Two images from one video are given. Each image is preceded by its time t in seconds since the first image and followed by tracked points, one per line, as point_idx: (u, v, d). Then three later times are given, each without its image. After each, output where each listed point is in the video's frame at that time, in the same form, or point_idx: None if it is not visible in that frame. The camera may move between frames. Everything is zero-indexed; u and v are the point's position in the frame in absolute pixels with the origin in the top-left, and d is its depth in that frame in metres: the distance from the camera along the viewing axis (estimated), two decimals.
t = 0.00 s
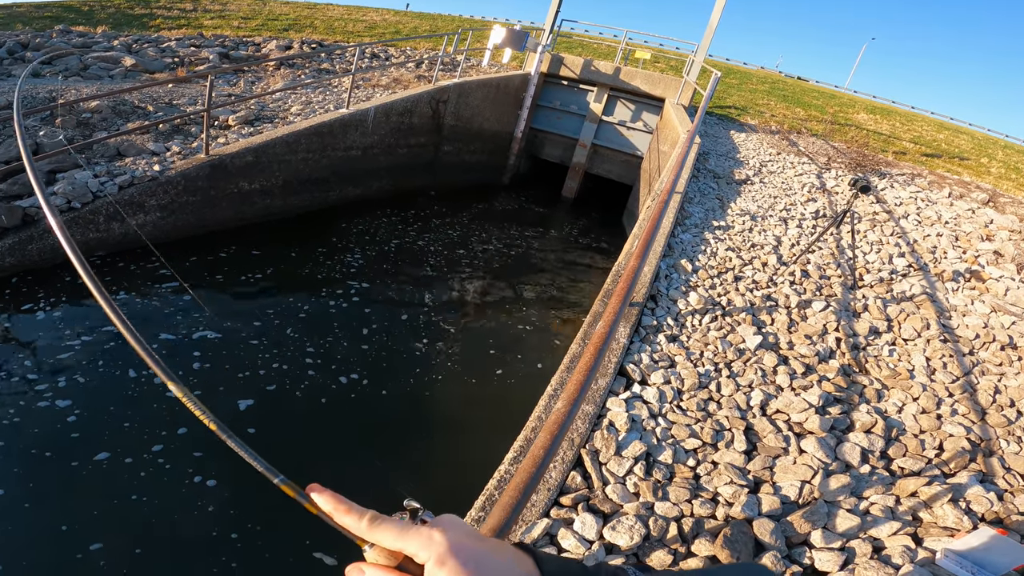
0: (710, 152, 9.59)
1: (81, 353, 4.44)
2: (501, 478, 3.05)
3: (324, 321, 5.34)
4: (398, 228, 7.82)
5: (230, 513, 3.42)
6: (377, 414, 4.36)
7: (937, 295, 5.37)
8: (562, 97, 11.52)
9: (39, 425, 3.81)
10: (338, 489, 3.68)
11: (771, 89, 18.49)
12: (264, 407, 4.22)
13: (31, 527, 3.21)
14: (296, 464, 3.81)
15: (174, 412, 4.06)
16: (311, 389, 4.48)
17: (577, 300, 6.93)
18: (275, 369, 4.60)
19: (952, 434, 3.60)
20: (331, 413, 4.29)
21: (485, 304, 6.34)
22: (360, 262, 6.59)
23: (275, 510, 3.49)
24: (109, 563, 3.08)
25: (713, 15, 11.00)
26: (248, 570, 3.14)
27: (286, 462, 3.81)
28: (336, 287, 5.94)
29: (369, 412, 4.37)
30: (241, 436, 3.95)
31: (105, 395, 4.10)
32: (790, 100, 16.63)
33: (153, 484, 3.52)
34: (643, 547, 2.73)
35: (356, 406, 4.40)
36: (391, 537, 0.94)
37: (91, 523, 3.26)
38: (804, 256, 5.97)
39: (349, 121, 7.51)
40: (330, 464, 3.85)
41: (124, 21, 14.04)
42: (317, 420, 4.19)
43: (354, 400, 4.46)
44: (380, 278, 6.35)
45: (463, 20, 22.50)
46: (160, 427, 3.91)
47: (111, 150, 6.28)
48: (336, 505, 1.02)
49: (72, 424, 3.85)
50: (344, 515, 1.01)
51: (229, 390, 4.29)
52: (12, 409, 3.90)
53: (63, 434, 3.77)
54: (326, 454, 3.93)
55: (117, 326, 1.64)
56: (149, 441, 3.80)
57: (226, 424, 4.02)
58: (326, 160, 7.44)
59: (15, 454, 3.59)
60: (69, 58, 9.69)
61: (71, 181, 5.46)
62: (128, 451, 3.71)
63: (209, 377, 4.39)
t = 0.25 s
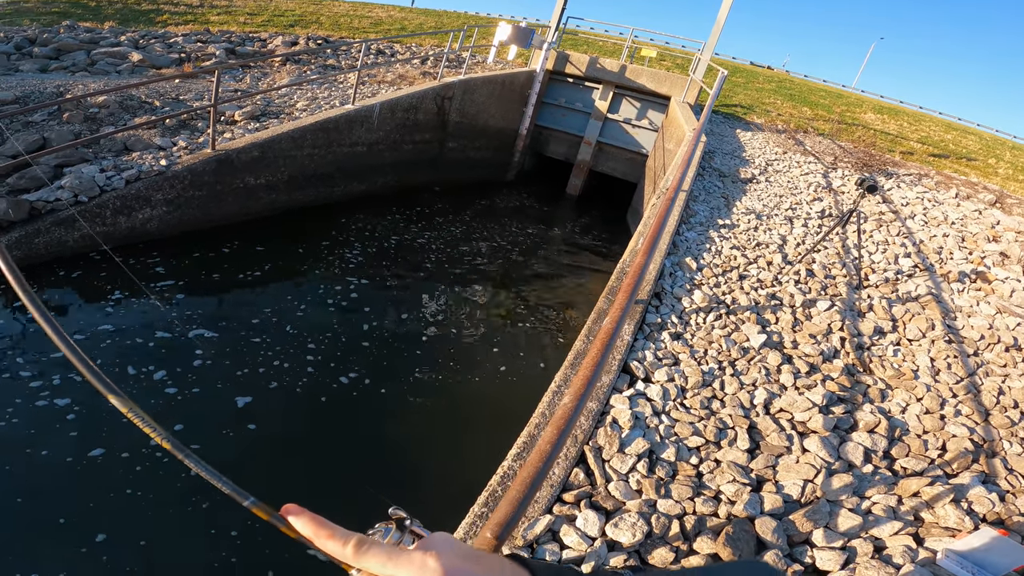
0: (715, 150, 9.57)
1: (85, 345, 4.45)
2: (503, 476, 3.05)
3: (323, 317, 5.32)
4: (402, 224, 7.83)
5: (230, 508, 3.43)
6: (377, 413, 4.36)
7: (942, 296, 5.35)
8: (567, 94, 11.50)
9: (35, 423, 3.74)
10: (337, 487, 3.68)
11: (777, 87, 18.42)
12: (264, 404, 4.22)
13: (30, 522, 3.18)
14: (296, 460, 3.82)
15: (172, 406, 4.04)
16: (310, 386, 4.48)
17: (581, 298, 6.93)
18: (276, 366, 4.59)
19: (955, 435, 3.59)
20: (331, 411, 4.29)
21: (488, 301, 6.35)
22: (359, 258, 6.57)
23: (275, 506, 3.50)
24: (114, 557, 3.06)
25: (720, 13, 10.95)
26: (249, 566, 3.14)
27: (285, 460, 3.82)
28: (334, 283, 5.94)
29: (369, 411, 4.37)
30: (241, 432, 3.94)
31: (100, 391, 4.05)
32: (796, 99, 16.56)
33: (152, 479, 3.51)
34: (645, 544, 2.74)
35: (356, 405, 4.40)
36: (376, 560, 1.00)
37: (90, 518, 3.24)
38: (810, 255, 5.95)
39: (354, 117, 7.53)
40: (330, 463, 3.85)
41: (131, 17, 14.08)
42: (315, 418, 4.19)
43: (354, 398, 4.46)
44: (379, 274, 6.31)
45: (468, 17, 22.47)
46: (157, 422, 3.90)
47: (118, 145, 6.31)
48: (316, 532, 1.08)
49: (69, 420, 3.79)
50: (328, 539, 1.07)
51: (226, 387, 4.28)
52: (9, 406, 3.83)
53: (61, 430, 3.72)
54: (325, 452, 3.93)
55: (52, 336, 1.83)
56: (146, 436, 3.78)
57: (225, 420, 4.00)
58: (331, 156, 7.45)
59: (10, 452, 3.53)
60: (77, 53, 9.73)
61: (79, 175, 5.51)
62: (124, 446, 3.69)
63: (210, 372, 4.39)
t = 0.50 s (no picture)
0: (717, 149, 9.55)
1: (84, 343, 4.45)
2: (504, 475, 3.06)
3: (318, 317, 5.30)
4: (401, 224, 7.79)
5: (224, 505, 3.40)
6: (372, 415, 4.28)
7: (944, 296, 5.34)
8: (569, 93, 11.49)
9: (29, 425, 3.69)
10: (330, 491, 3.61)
11: (779, 87, 18.39)
12: (256, 403, 4.18)
13: (18, 521, 3.12)
14: (289, 462, 3.77)
15: (167, 406, 4.02)
16: (306, 388, 4.42)
17: (582, 297, 6.93)
18: (268, 366, 4.55)
19: (956, 435, 3.59)
20: (327, 414, 4.21)
21: (490, 301, 6.35)
22: (356, 259, 6.52)
23: (268, 506, 3.45)
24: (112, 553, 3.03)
25: (722, 12, 10.93)
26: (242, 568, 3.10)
27: (278, 461, 3.76)
28: (329, 284, 5.90)
29: (366, 414, 4.28)
30: (233, 431, 3.91)
31: (95, 389, 4.04)
32: (799, 98, 16.54)
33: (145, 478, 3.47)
34: (646, 543, 2.74)
35: (353, 407, 4.32)
36: None
37: (79, 516, 3.18)
38: (812, 255, 5.95)
39: (355, 115, 7.53)
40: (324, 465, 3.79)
41: (133, 16, 14.08)
42: (307, 420, 4.12)
43: (351, 401, 4.36)
44: (375, 275, 6.27)
45: (470, 16, 22.45)
46: (150, 420, 3.87)
47: (120, 143, 6.32)
48: (302, 554, 1.11)
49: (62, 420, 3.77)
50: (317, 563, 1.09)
51: (219, 386, 4.26)
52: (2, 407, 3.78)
53: (54, 430, 3.69)
54: (320, 454, 3.86)
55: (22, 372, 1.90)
56: (137, 435, 3.74)
57: (217, 420, 3.96)
58: (332, 154, 7.45)
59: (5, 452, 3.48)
60: (79, 52, 9.75)
61: (81, 173, 5.52)
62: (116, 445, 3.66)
63: (207, 372, 4.38)
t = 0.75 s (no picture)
0: (719, 148, 9.54)
1: (82, 341, 4.46)
2: (504, 473, 3.06)
3: (312, 317, 5.24)
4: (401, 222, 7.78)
5: (215, 505, 3.39)
6: (369, 417, 4.25)
7: (945, 296, 5.33)
8: (570, 92, 11.47)
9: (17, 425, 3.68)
10: (324, 494, 3.59)
11: (782, 86, 18.35)
12: (248, 404, 4.15)
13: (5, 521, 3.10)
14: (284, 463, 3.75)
15: (156, 406, 3.99)
16: (301, 389, 4.37)
17: (583, 296, 6.92)
18: (261, 367, 4.51)
19: (957, 435, 3.58)
20: (323, 417, 4.17)
21: (490, 299, 6.35)
22: (353, 259, 6.43)
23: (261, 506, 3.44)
24: (105, 553, 3.03)
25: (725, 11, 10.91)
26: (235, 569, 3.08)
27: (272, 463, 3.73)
28: (322, 284, 5.80)
29: (363, 416, 4.25)
30: (226, 432, 3.89)
31: (88, 388, 4.03)
32: (801, 97, 16.50)
33: (136, 480, 3.46)
34: (646, 542, 2.73)
35: (349, 410, 4.28)
36: None
37: (67, 516, 3.17)
38: (813, 254, 5.94)
39: (357, 113, 7.52)
40: (319, 467, 3.76)
41: (135, 14, 14.07)
42: (302, 423, 4.08)
43: (347, 404, 4.33)
44: (372, 275, 6.17)
45: (472, 14, 22.41)
46: (139, 420, 3.85)
47: (122, 141, 6.33)
48: None
49: (50, 421, 3.76)
50: None
51: (209, 386, 4.22)
52: None
53: (44, 431, 3.68)
54: (315, 456, 3.84)
55: None
56: (125, 436, 3.72)
57: (209, 421, 3.94)
58: (333, 152, 7.45)
59: None
60: (80, 50, 9.75)
61: (82, 171, 5.53)
62: (104, 446, 3.64)
63: (205, 370, 4.37)
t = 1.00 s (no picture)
0: (720, 148, 9.53)
1: (81, 340, 4.46)
2: (505, 472, 3.06)
3: (308, 318, 5.21)
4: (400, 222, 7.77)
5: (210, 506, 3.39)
6: (367, 418, 4.23)
7: (947, 296, 5.33)
8: (571, 91, 11.46)
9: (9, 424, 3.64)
10: (320, 496, 3.57)
11: (783, 85, 18.34)
12: (243, 406, 4.13)
13: None
14: (280, 464, 3.73)
15: (148, 406, 3.95)
16: (299, 392, 4.35)
17: (583, 296, 6.92)
18: (260, 368, 4.49)
19: (958, 435, 3.58)
20: (320, 420, 4.15)
21: (491, 298, 6.35)
22: (350, 261, 6.37)
23: (256, 508, 3.43)
24: (103, 552, 3.03)
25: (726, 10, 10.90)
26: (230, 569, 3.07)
27: (268, 465, 3.71)
28: (320, 284, 5.79)
29: (360, 419, 4.22)
30: (221, 433, 3.87)
31: (85, 387, 4.03)
32: (802, 97, 16.49)
33: (132, 479, 3.45)
34: (647, 542, 2.73)
35: (347, 413, 4.25)
36: None
37: (59, 516, 3.17)
38: (814, 253, 5.93)
39: (358, 112, 7.52)
40: (315, 469, 3.75)
41: (136, 12, 14.07)
42: (300, 425, 4.06)
43: (345, 407, 4.30)
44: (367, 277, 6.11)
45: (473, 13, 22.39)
46: (130, 420, 3.82)
47: (123, 140, 6.33)
48: None
49: (40, 421, 3.72)
50: None
51: (202, 389, 4.18)
52: None
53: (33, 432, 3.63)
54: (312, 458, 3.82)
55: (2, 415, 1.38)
56: (116, 436, 3.70)
57: (204, 421, 3.93)
58: (335, 151, 7.45)
59: None
60: (81, 49, 9.75)
61: (83, 169, 5.53)
62: (96, 446, 3.62)
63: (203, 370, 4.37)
